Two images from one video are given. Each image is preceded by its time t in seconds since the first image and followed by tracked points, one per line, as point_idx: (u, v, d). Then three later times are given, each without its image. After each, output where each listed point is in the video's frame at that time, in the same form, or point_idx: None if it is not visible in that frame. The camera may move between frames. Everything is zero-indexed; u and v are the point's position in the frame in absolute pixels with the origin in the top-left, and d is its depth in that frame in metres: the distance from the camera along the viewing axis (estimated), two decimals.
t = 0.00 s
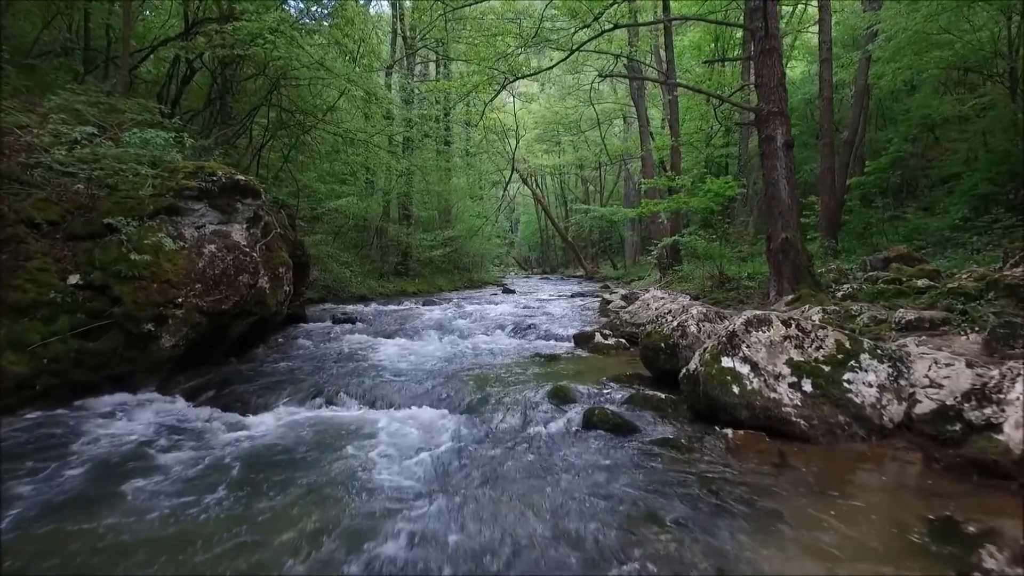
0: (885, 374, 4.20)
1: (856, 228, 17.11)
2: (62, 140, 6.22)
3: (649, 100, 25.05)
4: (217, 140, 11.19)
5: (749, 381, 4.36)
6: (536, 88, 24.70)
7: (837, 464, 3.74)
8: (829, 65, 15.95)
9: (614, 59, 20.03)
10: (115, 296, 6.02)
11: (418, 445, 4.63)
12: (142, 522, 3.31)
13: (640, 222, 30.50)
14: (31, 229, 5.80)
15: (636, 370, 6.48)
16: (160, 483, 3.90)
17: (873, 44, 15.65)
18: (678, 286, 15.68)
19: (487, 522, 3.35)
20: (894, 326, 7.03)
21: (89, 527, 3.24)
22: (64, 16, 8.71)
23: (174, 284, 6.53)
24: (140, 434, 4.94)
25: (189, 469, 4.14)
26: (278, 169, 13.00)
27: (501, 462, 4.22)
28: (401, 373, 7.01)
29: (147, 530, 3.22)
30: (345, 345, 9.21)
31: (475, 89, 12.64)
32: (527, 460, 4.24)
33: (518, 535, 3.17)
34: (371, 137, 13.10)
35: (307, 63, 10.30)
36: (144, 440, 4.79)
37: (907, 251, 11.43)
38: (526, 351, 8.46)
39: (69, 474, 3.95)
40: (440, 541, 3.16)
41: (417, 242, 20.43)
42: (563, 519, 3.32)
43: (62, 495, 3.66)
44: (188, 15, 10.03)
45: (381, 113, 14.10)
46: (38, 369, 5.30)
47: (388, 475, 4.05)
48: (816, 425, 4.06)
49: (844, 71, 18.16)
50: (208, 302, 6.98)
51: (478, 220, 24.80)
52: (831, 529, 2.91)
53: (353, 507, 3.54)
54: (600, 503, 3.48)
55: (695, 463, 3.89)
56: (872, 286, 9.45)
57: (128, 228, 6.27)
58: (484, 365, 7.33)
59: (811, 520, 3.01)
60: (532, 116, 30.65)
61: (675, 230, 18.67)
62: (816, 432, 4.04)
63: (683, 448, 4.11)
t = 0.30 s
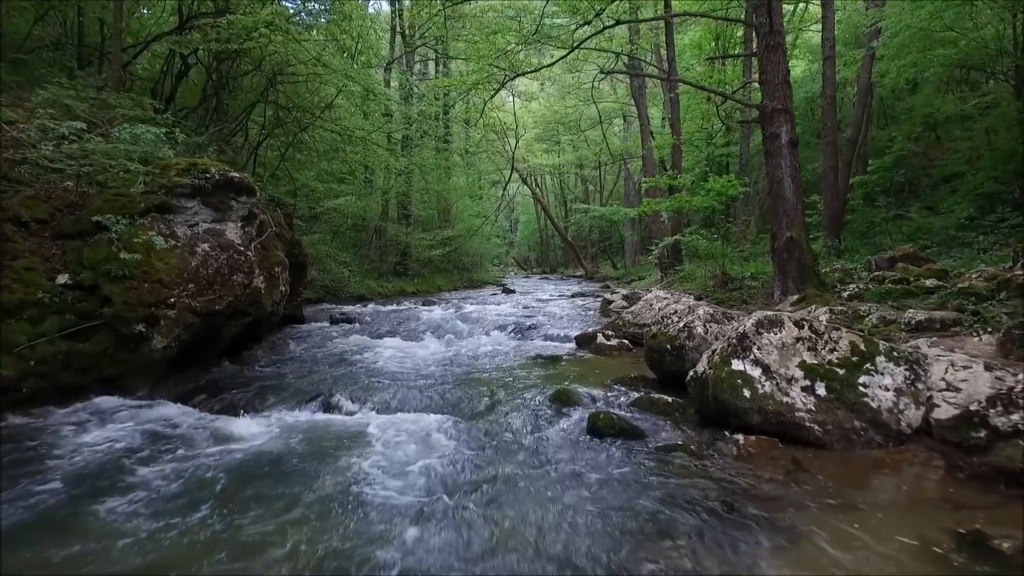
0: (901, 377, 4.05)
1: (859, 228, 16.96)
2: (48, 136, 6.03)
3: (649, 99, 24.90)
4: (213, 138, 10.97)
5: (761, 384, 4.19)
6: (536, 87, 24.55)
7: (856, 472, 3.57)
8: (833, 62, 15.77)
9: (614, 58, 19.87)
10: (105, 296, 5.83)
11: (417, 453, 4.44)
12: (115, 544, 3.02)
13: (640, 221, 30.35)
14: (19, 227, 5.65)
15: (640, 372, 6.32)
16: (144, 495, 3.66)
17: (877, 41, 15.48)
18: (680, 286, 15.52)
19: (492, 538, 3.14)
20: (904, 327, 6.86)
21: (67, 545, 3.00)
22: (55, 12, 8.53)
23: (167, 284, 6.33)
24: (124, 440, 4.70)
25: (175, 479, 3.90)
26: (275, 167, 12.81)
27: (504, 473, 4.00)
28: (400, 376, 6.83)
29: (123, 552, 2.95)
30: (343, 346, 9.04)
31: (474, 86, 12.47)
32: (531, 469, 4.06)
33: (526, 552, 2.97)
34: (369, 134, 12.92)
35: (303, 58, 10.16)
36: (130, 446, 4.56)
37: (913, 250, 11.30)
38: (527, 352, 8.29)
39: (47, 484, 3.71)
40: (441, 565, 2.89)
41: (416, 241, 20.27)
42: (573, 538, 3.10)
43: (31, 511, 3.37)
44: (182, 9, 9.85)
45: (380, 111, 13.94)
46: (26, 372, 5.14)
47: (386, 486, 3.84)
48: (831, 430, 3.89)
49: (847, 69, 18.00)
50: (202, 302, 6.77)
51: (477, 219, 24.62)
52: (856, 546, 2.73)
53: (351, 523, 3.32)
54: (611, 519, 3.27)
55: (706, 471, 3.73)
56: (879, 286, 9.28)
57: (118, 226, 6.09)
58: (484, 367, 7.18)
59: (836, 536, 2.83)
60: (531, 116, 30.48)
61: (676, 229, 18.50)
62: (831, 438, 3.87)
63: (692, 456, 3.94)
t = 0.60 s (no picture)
0: (917, 380, 3.91)
1: (862, 227, 16.83)
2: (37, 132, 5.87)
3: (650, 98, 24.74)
4: (208, 136, 10.81)
5: (771, 388, 4.05)
6: (535, 86, 24.41)
7: (872, 479, 3.42)
8: (835, 60, 15.61)
9: (615, 56, 19.74)
10: (96, 296, 5.69)
11: (416, 460, 4.28)
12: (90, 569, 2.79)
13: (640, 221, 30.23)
14: (8, 226, 5.52)
15: (644, 373, 6.19)
16: (130, 508, 3.47)
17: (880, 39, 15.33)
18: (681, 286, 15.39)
19: (497, 554, 2.97)
20: (912, 328, 6.72)
21: (44, 567, 2.78)
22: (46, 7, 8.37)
23: (159, 284, 6.18)
24: (109, 447, 4.51)
25: (163, 491, 3.71)
26: (272, 166, 12.66)
27: (505, 482, 3.83)
28: (398, 378, 6.69)
29: None
30: (341, 347, 8.91)
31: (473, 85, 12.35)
32: (534, 477, 3.90)
33: (533, 567, 2.80)
34: (367, 132, 12.76)
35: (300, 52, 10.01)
36: (117, 454, 4.38)
37: (918, 250, 11.18)
38: (527, 353, 8.14)
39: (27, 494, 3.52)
40: None
41: (415, 241, 20.14)
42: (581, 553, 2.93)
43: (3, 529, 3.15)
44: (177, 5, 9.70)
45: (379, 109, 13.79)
46: (14, 373, 5.01)
47: (383, 496, 3.67)
48: (845, 435, 3.75)
49: (850, 67, 17.85)
50: (196, 301, 6.62)
51: (477, 219, 24.48)
52: (881, 561, 2.58)
53: (345, 541, 3.09)
54: (618, 530, 3.12)
55: (716, 478, 3.59)
56: (885, 286, 9.13)
57: (109, 225, 5.93)
58: (484, 369, 7.03)
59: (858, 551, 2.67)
60: (531, 115, 30.32)
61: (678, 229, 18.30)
62: (845, 443, 3.73)
63: (701, 462, 3.80)
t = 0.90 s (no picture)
0: (935, 383, 3.75)
1: (866, 226, 16.69)
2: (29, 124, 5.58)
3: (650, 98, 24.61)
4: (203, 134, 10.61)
5: (784, 391, 3.89)
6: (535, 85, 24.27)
7: (893, 488, 3.25)
8: (838, 57, 15.45)
9: (615, 54, 19.59)
10: (85, 296, 5.51)
11: (414, 466, 4.08)
12: None
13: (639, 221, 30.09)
14: None
15: (648, 376, 6.03)
16: (108, 526, 3.19)
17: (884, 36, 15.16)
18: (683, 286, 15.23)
19: None
20: (923, 328, 6.53)
21: None
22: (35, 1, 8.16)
23: (151, 283, 6.06)
24: (89, 456, 4.18)
25: (144, 505, 3.44)
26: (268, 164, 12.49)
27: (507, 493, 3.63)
28: (397, 380, 6.53)
29: None
30: (338, 348, 8.74)
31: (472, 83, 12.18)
32: (539, 486, 3.72)
33: None
34: (365, 129, 12.60)
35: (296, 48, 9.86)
36: (96, 462, 4.11)
37: (924, 249, 11.04)
38: (528, 355, 7.97)
39: None
40: None
41: (414, 240, 19.98)
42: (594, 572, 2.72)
43: None
44: None
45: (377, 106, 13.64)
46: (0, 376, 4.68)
47: (379, 506, 3.49)
48: (862, 441, 3.58)
49: (852, 65, 17.71)
50: (188, 302, 6.48)
51: (476, 219, 24.32)
52: None
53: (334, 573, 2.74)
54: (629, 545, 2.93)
55: (730, 487, 3.42)
56: (891, 286, 8.95)
57: (98, 223, 5.74)
58: (484, 371, 6.87)
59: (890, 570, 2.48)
60: (531, 114, 30.15)
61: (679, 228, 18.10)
62: (862, 449, 3.57)
63: (713, 470, 3.63)
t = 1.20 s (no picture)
0: (953, 386, 3.59)
1: (868, 226, 16.57)
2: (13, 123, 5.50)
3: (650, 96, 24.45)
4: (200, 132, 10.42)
5: (796, 395, 3.75)
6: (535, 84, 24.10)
7: (913, 497, 3.09)
8: (840, 55, 15.26)
9: (615, 52, 19.44)
10: (75, 296, 5.34)
11: (411, 476, 3.96)
12: None
13: (639, 220, 29.97)
14: None
15: (653, 378, 5.89)
16: (87, 546, 3.01)
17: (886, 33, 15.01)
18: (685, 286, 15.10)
19: None
20: (932, 329, 6.33)
21: None
22: None
23: (143, 283, 5.87)
24: (74, 465, 4.05)
25: (126, 520, 3.28)
26: (265, 163, 12.34)
27: (511, 506, 3.44)
28: (395, 383, 6.39)
29: None
30: (336, 350, 8.60)
31: (471, 82, 12.02)
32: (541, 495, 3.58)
33: None
34: (363, 127, 12.46)
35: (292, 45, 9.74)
36: (78, 473, 3.93)
37: (928, 248, 10.91)
38: (529, 356, 7.83)
39: None
40: None
41: (413, 240, 19.83)
42: None
43: None
44: None
45: (376, 104, 13.49)
46: None
47: (374, 519, 3.36)
48: (876, 447, 3.44)
49: (855, 63, 17.55)
50: (182, 302, 6.32)
51: (476, 218, 24.17)
52: None
53: None
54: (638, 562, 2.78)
55: (741, 496, 3.27)
56: (897, 286, 8.80)
57: (88, 221, 5.58)
58: (484, 373, 6.72)
59: None
60: (531, 114, 30.02)
61: (680, 228, 17.96)
62: (877, 456, 3.42)
63: (722, 478, 3.50)
